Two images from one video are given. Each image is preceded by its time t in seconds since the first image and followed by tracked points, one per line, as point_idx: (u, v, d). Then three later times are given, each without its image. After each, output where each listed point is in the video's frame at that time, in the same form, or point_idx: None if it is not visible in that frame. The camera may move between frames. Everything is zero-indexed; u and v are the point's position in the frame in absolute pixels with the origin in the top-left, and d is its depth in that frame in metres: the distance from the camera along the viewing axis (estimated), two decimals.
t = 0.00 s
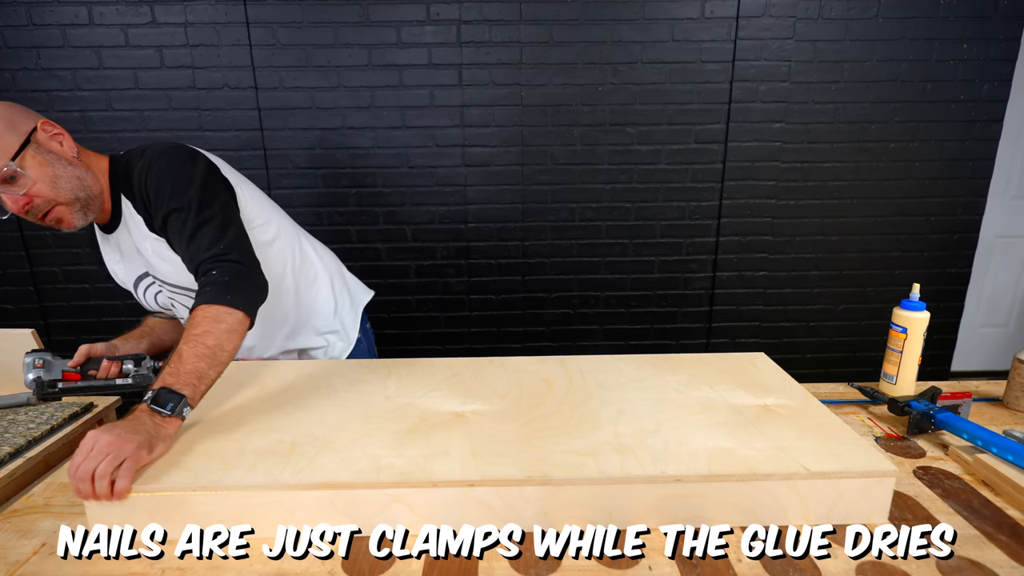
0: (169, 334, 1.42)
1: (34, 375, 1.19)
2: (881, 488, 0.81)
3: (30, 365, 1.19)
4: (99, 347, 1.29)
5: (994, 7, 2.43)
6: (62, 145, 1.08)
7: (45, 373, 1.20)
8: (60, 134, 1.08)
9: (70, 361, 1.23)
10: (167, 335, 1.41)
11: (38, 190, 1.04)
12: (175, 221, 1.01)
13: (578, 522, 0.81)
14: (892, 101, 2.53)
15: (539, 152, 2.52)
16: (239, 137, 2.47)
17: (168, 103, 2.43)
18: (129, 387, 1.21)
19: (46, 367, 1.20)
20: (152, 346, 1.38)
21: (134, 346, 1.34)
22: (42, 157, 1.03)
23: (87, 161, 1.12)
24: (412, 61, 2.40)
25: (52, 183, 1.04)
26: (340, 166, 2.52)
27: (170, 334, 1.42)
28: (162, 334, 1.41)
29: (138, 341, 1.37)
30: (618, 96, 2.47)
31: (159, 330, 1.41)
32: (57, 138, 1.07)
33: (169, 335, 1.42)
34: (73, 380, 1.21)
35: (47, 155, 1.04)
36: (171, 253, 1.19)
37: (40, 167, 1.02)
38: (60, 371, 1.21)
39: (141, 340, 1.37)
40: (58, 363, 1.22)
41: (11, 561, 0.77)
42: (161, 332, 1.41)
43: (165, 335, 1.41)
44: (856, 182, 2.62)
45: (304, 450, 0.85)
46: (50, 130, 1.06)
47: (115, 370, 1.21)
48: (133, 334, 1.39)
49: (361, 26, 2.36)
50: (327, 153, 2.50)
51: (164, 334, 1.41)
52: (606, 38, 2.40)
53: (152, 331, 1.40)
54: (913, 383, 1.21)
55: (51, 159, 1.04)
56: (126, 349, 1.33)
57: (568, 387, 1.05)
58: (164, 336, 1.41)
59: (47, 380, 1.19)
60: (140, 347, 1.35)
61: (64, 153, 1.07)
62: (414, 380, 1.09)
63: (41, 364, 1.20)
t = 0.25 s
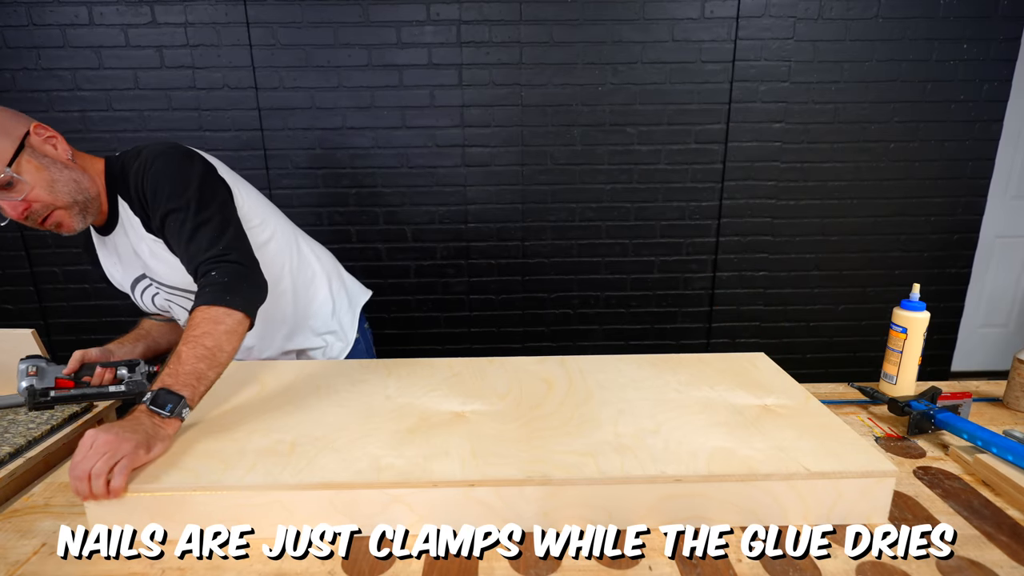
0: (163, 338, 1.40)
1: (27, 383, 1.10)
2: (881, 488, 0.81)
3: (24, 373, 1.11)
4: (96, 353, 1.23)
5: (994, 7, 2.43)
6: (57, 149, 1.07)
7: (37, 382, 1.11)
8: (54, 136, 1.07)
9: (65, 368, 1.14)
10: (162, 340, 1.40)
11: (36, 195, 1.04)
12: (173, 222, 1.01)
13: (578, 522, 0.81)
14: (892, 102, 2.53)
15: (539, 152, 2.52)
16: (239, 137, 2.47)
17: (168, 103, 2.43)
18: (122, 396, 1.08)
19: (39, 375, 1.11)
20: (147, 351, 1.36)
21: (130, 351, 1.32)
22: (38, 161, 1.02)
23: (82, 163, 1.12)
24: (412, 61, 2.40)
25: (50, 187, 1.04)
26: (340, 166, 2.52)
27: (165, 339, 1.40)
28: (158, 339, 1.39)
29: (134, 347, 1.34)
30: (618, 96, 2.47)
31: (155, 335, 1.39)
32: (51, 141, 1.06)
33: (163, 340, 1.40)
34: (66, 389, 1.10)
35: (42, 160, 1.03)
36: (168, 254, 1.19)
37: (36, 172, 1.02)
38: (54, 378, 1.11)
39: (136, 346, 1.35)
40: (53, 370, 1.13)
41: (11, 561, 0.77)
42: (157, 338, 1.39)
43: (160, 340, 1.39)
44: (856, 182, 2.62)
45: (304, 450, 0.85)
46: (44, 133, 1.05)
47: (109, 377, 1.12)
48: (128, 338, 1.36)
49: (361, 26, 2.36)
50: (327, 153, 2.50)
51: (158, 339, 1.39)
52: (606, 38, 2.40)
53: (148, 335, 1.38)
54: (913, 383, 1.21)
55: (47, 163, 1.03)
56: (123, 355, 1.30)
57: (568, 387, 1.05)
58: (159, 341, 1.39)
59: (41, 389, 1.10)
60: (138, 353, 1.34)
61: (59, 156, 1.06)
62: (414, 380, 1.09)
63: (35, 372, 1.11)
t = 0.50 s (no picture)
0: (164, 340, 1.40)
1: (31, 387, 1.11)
2: (882, 488, 0.81)
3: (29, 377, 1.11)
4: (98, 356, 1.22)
5: (994, 7, 2.43)
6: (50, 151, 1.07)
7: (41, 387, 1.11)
8: (45, 139, 1.07)
9: (68, 370, 1.15)
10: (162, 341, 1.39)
11: (31, 198, 1.03)
12: (167, 221, 1.01)
13: (578, 522, 0.81)
14: (892, 102, 2.53)
15: (539, 152, 2.52)
16: (239, 137, 2.47)
17: (168, 103, 2.43)
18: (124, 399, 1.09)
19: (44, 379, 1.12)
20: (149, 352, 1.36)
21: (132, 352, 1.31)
22: (31, 163, 1.02)
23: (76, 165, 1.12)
24: (412, 61, 2.40)
25: (44, 190, 1.04)
26: (340, 166, 2.52)
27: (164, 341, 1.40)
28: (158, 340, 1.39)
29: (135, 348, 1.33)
30: (618, 96, 2.47)
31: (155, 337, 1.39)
32: (44, 143, 1.06)
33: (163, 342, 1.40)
34: (71, 393, 1.09)
35: (36, 162, 1.03)
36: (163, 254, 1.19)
37: (30, 175, 1.02)
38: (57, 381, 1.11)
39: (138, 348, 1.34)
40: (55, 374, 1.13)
41: (11, 561, 0.77)
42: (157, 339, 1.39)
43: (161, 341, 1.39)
44: (856, 182, 2.62)
45: (304, 450, 0.85)
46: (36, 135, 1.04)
47: (112, 380, 1.13)
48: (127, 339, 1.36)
49: (361, 26, 2.36)
50: (327, 153, 2.50)
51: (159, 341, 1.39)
52: (606, 38, 2.40)
53: (149, 335, 1.38)
54: (912, 383, 1.21)
55: (40, 165, 1.03)
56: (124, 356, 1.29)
57: (568, 387, 1.05)
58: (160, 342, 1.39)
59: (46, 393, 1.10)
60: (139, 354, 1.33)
61: (53, 158, 1.06)
62: (414, 380, 1.09)
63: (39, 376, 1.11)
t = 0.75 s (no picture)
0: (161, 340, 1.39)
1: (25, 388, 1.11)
2: (881, 487, 0.81)
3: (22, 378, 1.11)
4: (93, 356, 1.22)
5: (994, 7, 2.43)
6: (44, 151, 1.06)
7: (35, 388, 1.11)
8: (43, 139, 1.06)
9: (62, 372, 1.15)
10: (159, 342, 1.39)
11: (27, 197, 1.04)
12: (164, 221, 1.01)
13: (578, 522, 0.81)
14: (892, 102, 2.53)
15: (539, 152, 2.52)
16: (240, 138, 2.47)
17: (168, 103, 2.43)
18: (119, 401, 1.09)
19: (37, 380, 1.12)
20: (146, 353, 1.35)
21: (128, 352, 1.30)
22: (27, 163, 1.02)
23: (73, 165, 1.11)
24: (412, 61, 2.40)
25: (40, 190, 1.04)
26: (340, 166, 2.52)
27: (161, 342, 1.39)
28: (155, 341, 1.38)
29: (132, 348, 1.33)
30: (618, 96, 2.47)
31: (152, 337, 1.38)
32: (41, 143, 1.06)
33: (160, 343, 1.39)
34: (63, 394, 1.09)
35: (32, 162, 1.03)
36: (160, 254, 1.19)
37: (26, 174, 1.01)
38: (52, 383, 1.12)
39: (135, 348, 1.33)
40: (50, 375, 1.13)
41: (11, 561, 0.77)
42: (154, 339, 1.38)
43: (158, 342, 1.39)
44: (855, 182, 2.62)
45: (304, 450, 0.85)
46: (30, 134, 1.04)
47: (106, 381, 1.13)
48: (124, 339, 1.35)
49: (361, 26, 2.36)
50: (327, 153, 2.50)
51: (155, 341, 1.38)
52: (606, 38, 2.40)
53: (145, 336, 1.38)
54: (913, 383, 1.21)
55: (36, 165, 1.03)
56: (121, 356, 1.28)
57: (568, 387, 1.05)
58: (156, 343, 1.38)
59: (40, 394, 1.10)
60: (136, 354, 1.32)
61: (48, 158, 1.06)
62: (414, 380, 1.09)
63: (33, 378, 1.12)
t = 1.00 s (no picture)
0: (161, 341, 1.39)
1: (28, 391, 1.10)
2: (881, 488, 0.81)
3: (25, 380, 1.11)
4: (94, 358, 1.22)
5: (993, 8, 2.43)
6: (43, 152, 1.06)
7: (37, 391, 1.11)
8: (42, 139, 1.06)
9: (64, 374, 1.14)
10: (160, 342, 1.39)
11: (28, 198, 1.04)
12: (162, 221, 1.01)
13: (578, 522, 0.81)
14: (892, 102, 2.53)
15: (539, 152, 2.52)
16: (240, 138, 2.47)
17: (168, 103, 2.43)
18: (121, 402, 1.09)
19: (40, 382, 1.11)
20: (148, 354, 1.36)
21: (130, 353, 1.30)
22: (27, 164, 1.02)
23: (73, 165, 1.11)
24: (412, 61, 2.40)
25: (41, 191, 1.04)
26: (340, 166, 2.52)
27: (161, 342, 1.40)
28: (156, 341, 1.38)
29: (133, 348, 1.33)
30: (618, 96, 2.47)
31: (153, 337, 1.38)
32: (40, 144, 1.06)
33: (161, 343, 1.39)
34: (66, 396, 1.10)
35: (32, 163, 1.03)
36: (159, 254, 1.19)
37: (26, 175, 1.01)
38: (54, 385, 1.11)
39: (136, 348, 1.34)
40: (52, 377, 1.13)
41: (11, 561, 0.77)
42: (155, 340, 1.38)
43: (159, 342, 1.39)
44: (855, 182, 2.62)
45: (304, 450, 0.85)
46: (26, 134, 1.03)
47: (109, 382, 1.13)
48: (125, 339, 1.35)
49: (361, 26, 2.36)
50: (327, 153, 2.50)
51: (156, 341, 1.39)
52: (606, 38, 2.40)
53: (145, 337, 1.37)
54: (913, 383, 1.21)
55: (36, 166, 1.03)
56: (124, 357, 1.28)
57: (568, 387, 1.05)
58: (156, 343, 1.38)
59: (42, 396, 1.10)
60: (138, 355, 1.32)
61: (47, 158, 1.05)
62: (414, 380, 1.09)
63: (35, 380, 1.12)
